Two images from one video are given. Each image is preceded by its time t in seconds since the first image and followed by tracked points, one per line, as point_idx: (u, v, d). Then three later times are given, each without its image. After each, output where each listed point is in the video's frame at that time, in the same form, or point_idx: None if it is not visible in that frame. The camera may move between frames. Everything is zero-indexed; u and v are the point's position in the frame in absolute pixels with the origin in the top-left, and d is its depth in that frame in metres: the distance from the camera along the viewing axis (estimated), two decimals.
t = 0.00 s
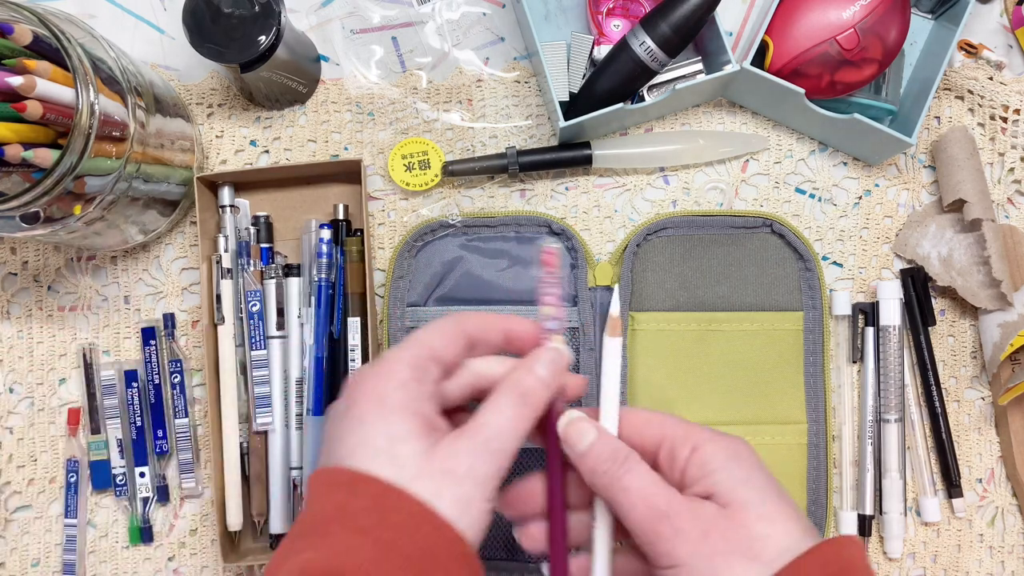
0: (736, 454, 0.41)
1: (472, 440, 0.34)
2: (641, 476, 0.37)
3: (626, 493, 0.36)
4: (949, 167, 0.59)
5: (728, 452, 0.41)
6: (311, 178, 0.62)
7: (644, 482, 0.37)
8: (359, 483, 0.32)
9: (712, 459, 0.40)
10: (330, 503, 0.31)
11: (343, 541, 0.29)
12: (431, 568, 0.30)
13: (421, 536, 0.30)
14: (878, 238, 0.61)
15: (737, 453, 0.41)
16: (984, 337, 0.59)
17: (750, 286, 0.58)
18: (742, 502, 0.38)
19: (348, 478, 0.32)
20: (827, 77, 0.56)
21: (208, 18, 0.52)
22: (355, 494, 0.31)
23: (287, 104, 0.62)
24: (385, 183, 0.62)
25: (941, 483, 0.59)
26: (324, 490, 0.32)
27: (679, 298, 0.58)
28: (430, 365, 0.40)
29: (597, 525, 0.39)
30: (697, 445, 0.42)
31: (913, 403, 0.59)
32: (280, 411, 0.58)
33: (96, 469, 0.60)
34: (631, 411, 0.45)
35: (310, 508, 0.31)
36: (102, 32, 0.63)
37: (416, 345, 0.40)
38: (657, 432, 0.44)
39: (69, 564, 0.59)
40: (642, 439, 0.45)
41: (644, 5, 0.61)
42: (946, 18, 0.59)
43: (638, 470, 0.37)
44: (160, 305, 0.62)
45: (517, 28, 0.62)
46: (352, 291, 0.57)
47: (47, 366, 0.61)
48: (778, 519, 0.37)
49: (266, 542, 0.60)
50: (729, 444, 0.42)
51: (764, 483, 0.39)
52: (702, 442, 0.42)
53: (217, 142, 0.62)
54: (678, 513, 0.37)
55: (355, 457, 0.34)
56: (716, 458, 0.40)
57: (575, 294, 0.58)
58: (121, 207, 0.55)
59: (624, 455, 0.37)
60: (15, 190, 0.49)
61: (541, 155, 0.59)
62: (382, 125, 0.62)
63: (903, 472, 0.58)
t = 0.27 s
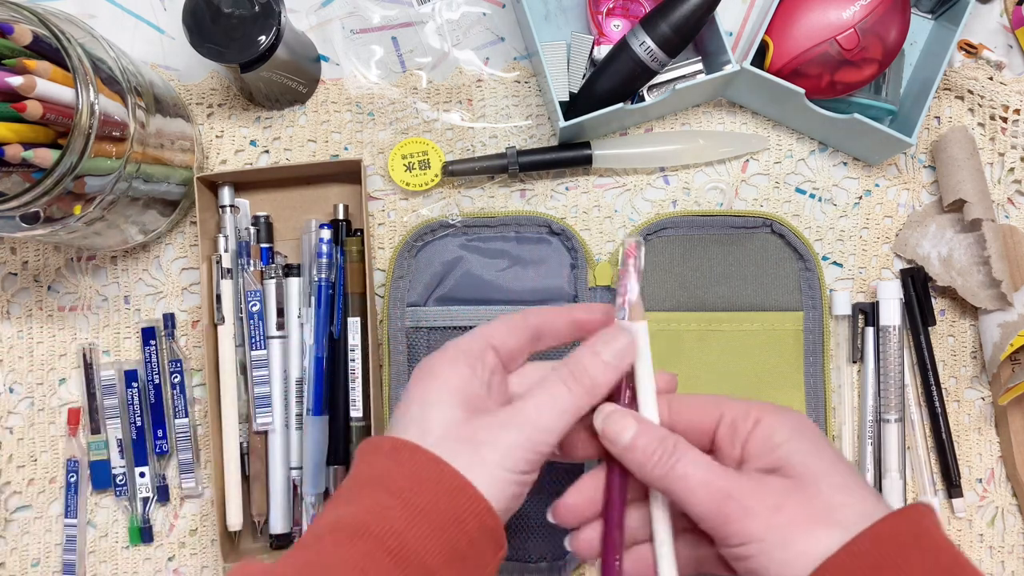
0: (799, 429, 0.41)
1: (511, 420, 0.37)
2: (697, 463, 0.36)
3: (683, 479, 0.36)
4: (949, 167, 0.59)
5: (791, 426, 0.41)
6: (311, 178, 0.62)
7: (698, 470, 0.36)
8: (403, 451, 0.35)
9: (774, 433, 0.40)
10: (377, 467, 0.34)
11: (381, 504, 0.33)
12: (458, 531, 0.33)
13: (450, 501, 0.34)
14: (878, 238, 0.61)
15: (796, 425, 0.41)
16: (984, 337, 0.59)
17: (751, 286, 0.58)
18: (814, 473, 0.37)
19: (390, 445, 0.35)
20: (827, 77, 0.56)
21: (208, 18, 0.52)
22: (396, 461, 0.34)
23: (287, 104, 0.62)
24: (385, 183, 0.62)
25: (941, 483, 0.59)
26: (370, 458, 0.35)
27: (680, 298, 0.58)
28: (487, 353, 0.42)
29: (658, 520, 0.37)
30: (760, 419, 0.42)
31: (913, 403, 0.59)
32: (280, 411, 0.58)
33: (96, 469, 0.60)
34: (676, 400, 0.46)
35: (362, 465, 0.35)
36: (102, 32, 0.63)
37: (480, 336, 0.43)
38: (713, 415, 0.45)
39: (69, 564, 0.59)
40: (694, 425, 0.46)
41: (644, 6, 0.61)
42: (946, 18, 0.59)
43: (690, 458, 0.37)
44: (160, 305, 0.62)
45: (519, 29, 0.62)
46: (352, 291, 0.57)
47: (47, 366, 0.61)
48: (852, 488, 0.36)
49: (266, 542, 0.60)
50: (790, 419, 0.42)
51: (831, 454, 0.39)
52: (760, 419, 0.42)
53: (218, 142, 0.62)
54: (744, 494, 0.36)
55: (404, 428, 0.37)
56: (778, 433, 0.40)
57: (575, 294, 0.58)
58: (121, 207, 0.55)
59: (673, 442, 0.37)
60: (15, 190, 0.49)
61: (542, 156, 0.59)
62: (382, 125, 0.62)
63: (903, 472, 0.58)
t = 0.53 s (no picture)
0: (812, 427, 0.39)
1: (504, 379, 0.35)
2: (717, 447, 0.33)
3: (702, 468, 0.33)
4: (949, 167, 0.59)
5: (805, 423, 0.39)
6: (311, 178, 0.62)
7: (721, 451, 0.33)
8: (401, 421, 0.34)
9: (788, 426, 0.38)
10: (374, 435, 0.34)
11: (377, 472, 0.32)
12: (459, 499, 0.32)
13: (446, 466, 0.32)
14: (878, 238, 0.61)
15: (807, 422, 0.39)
16: (984, 337, 0.59)
17: (750, 286, 0.58)
18: (834, 464, 0.35)
19: (386, 414, 0.34)
20: (827, 77, 0.56)
21: (208, 18, 0.52)
22: (393, 429, 0.33)
23: (287, 104, 0.62)
24: (385, 183, 0.62)
25: (941, 483, 0.59)
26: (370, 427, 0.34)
27: (679, 298, 0.58)
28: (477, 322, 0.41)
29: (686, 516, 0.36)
30: (771, 414, 0.40)
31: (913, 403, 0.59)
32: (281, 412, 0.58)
33: (96, 469, 0.60)
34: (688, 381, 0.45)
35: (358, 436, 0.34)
36: (102, 32, 0.63)
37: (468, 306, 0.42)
38: (724, 400, 0.43)
39: (69, 564, 0.59)
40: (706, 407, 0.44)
41: (644, 5, 0.61)
42: (946, 18, 0.59)
43: (712, 441, 0.34)
44: (160, 306, 0.62)
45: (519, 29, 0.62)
46: (352, 291, 0.57)
47: (47, 366, 0.61)
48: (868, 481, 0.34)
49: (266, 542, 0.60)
50: (800, 413, 0.40)
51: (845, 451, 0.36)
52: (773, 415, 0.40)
53: (217, 142, 0.62)
54: (766, 473, 0.33)
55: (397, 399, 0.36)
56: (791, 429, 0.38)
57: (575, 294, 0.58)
58: (121, 207, 0.55)
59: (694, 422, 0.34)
60: (15, 190, 0.49)
61: (543, 156, 0.59)
62: (382, 125, 0.62)
63: (903, 472, 0.58)
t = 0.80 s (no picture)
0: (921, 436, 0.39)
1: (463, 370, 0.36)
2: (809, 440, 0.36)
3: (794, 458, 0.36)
4: (949, 167, 0.59)
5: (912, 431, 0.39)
6: (311, 178, 0.62)
7: (817, 447, 0.36)
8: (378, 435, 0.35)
9: (891, 433, 0.39)
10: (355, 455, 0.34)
11: (358, 495, 0.32)
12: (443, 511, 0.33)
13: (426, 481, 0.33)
14: (878, 238, 0.61)
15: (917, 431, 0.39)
16: (984, 337, 0.59)
17: (750, 286, 0.58)
18: (928, 476, 0.36)
19: (364, 431, 0.35)
20: (827, 77, 0.56)
21: (208, 18, 0.52)
22: (372, 446, 0.34)
23: (287, 104, 0.62)
24: (385, 183, 0.62)
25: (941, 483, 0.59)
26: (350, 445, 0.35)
27: (679, 298, 0.58)
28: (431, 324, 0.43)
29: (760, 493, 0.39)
30: (878, 416, 0.40)
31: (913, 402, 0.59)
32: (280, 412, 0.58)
33: (95, 469, 0.60)
34: (795, 369, 0.45)
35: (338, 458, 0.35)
36: (102, 32, 0.63)
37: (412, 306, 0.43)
38: (830, 393, 0.43)
39: (69, 564, 0.59)
40: (809, 398, 0.44)
41: (644, 5, 0.61)
42: (946, 18, 0.59)
43: (806, 430, 0.37)
44: (160, 306, 0.62)
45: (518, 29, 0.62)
46: (352, 291, 0.57)
47: (47, 366, 0.61)
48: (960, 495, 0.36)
49: (266, 542, 0.60)
50: (904, 419, 0.40)
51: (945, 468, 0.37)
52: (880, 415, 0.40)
53: (217, 142, 0.62)
54: (857, 473, 0.36)
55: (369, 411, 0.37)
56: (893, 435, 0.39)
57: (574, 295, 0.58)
58: (121, 207, 0.55)
59: (793, 415, 0.37)
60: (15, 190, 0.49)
61: (542, 155, 0.59)
62: (382, 125, 0.62)
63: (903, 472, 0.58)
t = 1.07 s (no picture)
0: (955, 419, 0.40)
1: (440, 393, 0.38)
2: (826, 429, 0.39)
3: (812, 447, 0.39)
4: (949, 167, 0.59)
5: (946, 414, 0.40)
6: (311, 178, 0.62)
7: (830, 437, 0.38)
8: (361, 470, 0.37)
9: (924, 416, 0.40)
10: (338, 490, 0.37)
11: (343, 528, 0.35)
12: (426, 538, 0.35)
13: (409, 510, 0.35)
14: (878, 238, 0.61)
15: (953, 413, 0.40)
16: (984, 337, 0.59)
17: (750, 286, 0.58)
18: (953, 462, 0.38)
19: (349, 466, 0.37)
20: (827, 77, 0.56)
21: (208, 19, 0.52)
22: (355, 481, 0.36)
23: (287, 104, 0.62)
24: (385, 183, 0.62)
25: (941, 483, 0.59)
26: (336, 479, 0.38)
27: (680, 298, 0.58)
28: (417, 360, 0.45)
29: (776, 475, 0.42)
30: (914, 399, 0.42)
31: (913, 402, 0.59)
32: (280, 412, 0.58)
33: (95, 470, 0.60)
34: (834, 351, 0.47)
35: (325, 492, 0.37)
36: (102, 32, 0.63)
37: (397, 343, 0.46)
38: (867, 373, 0.45)
39: (69, 564, 0.59)
40: (846, 380, 0.46)
41: (644, 5, 0.61)
42: (946, 18, 0.59)
43: (824, 423, 0.39)
44: (159, 305, 0.62)
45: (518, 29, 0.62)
46: (352, 291, 0.57)
47: (47, 366, 0.61)
48: (992, 487, 0.37)
49: (266, 542, 0.60)
50: (946, 403, 0.41)
51: (978, 453, 0.38)
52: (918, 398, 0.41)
53: (217, 142, 0.62)
54: (873, 465, 0.38)
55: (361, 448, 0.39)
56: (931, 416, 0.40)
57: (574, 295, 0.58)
58: (121, 207, 0.55)
59: (806, 411, 0.39)
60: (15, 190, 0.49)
61: (542, 156, 0.59)
62: (382, 125, 0.62)
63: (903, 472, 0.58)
